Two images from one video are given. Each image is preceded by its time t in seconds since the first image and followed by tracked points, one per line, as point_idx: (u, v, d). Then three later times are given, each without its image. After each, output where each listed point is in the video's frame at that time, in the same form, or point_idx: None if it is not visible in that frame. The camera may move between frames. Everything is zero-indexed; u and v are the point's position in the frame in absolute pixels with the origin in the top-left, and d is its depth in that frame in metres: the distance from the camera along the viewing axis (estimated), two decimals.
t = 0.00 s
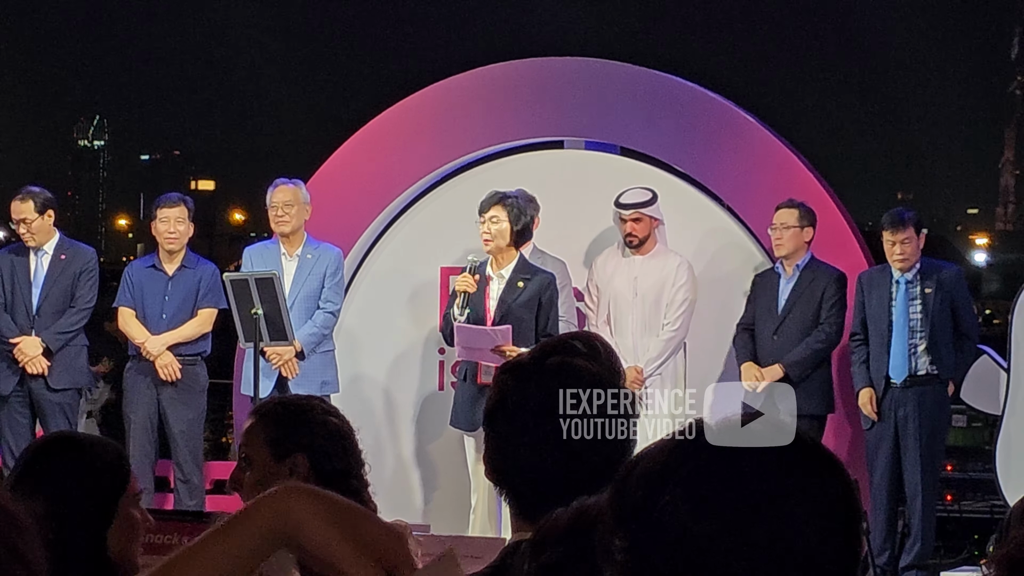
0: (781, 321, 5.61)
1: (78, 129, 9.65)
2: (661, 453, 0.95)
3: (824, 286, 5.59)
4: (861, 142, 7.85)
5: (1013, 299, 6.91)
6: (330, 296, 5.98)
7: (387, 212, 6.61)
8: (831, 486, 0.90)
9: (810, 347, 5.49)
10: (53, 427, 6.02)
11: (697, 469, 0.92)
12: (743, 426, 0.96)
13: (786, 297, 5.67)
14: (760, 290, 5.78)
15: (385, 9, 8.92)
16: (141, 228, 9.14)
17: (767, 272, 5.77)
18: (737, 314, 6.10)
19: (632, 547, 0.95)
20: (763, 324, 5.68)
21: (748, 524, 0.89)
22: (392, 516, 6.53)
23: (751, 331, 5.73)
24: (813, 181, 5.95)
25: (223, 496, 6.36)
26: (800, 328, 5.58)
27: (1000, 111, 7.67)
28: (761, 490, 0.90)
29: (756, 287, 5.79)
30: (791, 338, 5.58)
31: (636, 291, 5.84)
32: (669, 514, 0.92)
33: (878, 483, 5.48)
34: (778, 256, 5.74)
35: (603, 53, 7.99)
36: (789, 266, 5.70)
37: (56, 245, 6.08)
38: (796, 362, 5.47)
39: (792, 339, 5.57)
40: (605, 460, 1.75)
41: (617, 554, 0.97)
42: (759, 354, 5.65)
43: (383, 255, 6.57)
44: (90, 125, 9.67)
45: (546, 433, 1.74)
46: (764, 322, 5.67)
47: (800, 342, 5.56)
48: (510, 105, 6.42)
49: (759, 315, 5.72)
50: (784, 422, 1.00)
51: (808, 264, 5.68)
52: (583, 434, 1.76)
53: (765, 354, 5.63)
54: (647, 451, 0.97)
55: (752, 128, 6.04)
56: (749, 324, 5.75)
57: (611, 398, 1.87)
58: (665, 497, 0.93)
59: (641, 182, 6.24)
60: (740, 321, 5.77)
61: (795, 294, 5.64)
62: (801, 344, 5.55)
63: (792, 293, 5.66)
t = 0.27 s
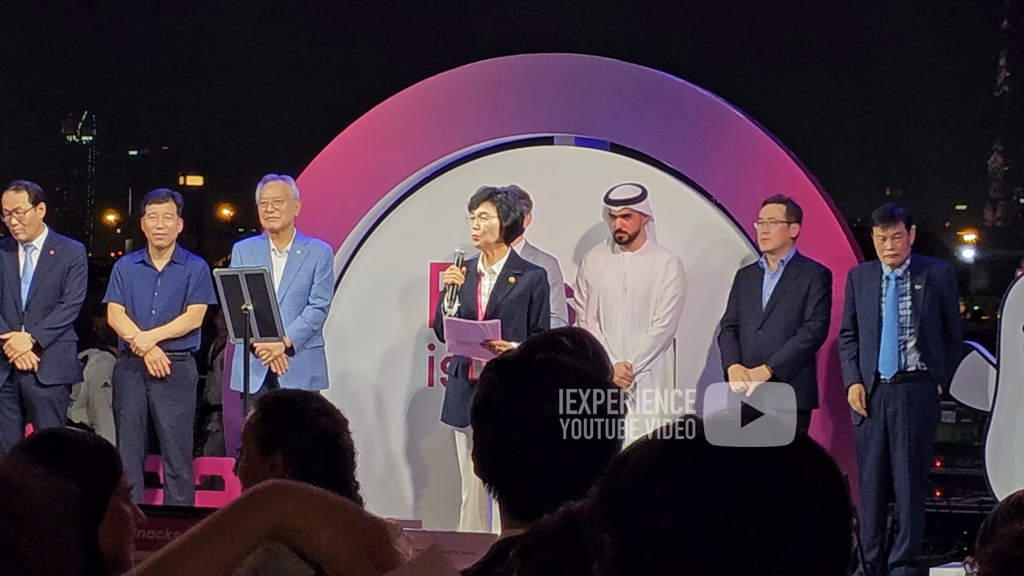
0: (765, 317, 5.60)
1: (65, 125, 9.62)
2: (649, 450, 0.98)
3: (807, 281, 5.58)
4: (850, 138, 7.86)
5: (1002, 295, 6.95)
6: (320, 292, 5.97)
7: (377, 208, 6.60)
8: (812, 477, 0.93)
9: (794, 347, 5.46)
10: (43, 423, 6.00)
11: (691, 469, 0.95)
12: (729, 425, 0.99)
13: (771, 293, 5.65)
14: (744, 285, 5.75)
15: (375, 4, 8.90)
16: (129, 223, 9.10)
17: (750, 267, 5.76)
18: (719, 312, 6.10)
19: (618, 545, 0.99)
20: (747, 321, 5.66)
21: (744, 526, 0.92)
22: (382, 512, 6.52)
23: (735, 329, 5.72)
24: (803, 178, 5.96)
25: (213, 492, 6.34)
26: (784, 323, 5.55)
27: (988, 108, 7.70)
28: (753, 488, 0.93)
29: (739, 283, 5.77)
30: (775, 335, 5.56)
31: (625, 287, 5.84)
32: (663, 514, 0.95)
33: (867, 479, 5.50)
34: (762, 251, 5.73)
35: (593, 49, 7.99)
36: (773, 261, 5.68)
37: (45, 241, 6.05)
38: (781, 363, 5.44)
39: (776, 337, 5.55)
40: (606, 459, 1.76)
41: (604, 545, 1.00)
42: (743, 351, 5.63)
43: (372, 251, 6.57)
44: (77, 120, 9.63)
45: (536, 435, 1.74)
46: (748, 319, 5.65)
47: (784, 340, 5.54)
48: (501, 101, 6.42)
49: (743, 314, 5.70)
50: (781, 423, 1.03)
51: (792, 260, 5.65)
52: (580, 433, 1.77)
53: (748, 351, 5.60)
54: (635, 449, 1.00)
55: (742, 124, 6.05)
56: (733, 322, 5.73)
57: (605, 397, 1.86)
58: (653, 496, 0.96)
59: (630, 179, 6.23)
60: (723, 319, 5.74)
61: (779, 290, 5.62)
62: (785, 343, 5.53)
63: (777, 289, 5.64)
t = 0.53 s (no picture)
0: (746, 322, 5.60)
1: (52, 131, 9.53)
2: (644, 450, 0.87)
3: (788, 286, 5.58)
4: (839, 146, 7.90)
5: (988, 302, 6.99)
6: (307, 298, 5.96)
7: (364, 215, 6.59)
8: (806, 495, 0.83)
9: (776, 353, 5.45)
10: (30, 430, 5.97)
11: (681, 470, 0.84)
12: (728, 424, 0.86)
13: (751, 299, 5.65)
14: (723, 290, 5.75)
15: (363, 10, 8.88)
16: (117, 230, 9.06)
17: (729, 273, 5.77)
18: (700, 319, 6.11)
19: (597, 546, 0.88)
20: (727, 327, 5.65)
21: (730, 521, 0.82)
22: (370, 520, 6.50)
23: (715, 336, 5.70)
24: (790, 184, 5.98)
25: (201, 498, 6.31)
26: (766, 328, 5.55)
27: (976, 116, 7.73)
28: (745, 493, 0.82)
29: (719, 289, 5.77)
30: (757, 341, 5.55)
31: (613, 294, 5.84)
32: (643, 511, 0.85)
33: (856, 485, 5.50)
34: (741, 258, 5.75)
35: (582, 56, 8.01)
36: (752, 267, 5.71)
37: (31, 247, 6.02)
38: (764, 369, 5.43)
39: (758, 342, 5.54)
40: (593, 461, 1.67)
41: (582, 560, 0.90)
42: (723, 358, 5.61)
43: (360, 258, 6.56)
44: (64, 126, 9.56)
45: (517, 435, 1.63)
46: (728, 325, 5.64)
47: (766, 346, 5.53)
48: (489, 107, 6.42)
49: (723, 321, 5.69)
50: (786, 425, 0.92)
51: (772, 266, 5.67)
52: (579, 433, 1.69)
53: (728, 359, 5.59)
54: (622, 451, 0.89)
55: (730, 131, 6.07)
56: (714, 329, 5.72)
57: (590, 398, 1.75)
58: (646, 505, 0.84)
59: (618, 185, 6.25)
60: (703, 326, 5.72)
61: (760, 296, 5.62)
62: (767, 350, 5.52)
63: (757, 295, 5.64)
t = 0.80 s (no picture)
0: (736, 337, 5.60)
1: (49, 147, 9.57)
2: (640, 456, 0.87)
3: (777, 300, 5.60)
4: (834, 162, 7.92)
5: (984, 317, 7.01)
6: (303, 314, 5.96)
7: (361, 231, 6.60)
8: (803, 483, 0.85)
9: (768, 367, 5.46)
10: (26, 447, 5.95)
11: (673, 473, 0.85)
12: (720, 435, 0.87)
13: (739, 313, 5.66)
14: (711, 305, 5.75)
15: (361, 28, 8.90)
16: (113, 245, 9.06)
17: (717, 289, 5.77)
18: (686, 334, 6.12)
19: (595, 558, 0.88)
20: (716, 344, 5.64)
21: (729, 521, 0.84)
22: (368, 537, 6.48)
23: (704, 352, 5.69)
24: (785, 201, 6.01)
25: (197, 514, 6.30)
26: (756, 344, 5.56)
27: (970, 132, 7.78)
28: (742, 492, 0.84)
29: (707, 303, 5.76)
30: (747, 356, 5.56)
31: (609, 310, 5.85)
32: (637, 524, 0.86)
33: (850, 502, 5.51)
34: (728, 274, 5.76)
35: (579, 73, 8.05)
36: (740, 282, 5.71)
37: (28, 263, 6.03)
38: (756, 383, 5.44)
39: (748, 356, 5.56)
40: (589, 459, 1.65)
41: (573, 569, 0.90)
42: (713, 374, 5.60)
43: (357, 274, 6.57)
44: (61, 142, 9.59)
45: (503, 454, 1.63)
46: (717, 341, 5.64)
47: (756, 359, 5.55)
48: (485, 123, 6.45)
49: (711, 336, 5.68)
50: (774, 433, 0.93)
51: (759, 281, 5.70)
52: (580, 432, 1.69)
53: (719, 375, 5.58)
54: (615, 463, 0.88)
55: (725, 148, 6.11)
56: (702, 345, 5.71)
57: (593, 395, 1.73)
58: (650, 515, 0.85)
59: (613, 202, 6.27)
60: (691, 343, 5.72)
61: (748, 311, 5.63)
62: (757, 365, 5.54)
63: (745, 310, 5.65)
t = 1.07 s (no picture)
0: (741, 340, 5.59)
1: (60, 149, 9.60)
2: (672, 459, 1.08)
3: (780, 301, 5.61)
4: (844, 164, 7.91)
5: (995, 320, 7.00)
6: (314, 317, 5.97)
7: (372, 233, 6.61)
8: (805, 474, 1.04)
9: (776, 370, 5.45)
10: (37, 449, 5.97)
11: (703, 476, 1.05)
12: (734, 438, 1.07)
13: (743, 316, 5.66)
14: (711, 308, 5.73)
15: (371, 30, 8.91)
16: (123, 248, 9.06)
17: (719, 291, 5.76)
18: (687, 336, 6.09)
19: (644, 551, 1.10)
20: (720, 347, 5.63)
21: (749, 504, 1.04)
22: (379, 539, 6.49)
23: (708, 355, 5.66)
24: (796, 203, 6.00)
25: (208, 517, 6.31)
26: (761, 346, 5.57)
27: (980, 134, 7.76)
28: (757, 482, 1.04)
29: (707, 305, 5.74)
30: (754, 358, 5.56)
31: (620, 312, 5.84)
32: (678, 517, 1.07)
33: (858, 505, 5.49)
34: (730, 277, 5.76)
35: (589, 75, 8.04)
36: (742, 286, 5.72)
37: (39, 265, 6.05)
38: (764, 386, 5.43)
39: (755, 359, 5.57)
40: (595, 456, 1.66)
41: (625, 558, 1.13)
42: (717, 376, 5.58)
43: (366, 276, 6.57)
44: (71, 144, 9.62)
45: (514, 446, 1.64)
46: (721, 345, 5.62)
47: (763, 361, 5.55)
48: (496, 125, 6.45)
49: (716, 339, 5.67)
50: (773, 429, 1.12)
51: (762, 283, 5.71)
52: (579, 432, 1.69)
53: (725, 377, 5.55)
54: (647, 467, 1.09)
55: (736, 149, 6.11)
56: (705, 348, 5.68)
57: (592, 397, 1.78)
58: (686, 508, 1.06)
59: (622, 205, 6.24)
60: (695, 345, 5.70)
61: (752, 314, 5.63)
62: (763, 367, 5.53)
63: (749, 312, 5.65)
